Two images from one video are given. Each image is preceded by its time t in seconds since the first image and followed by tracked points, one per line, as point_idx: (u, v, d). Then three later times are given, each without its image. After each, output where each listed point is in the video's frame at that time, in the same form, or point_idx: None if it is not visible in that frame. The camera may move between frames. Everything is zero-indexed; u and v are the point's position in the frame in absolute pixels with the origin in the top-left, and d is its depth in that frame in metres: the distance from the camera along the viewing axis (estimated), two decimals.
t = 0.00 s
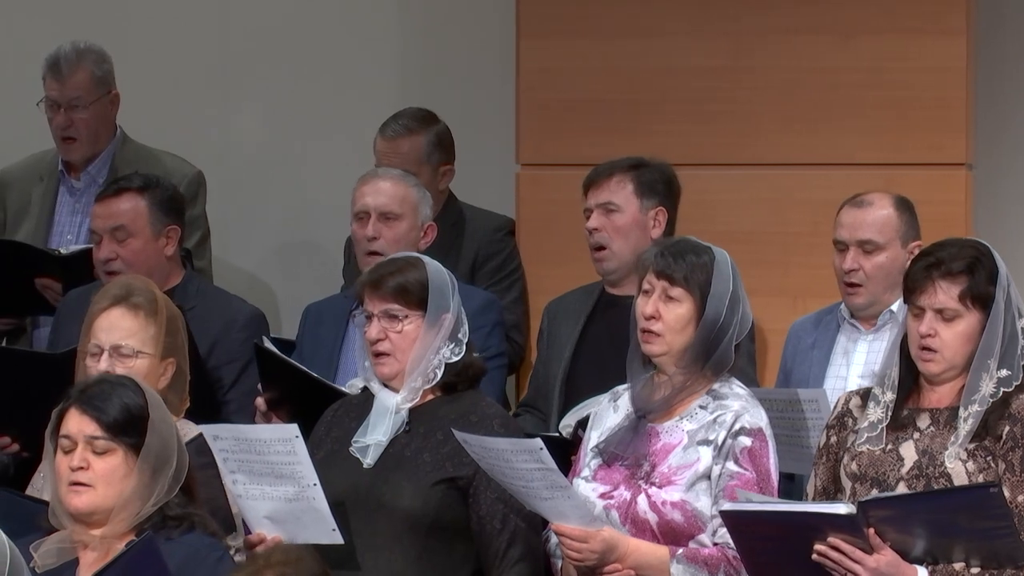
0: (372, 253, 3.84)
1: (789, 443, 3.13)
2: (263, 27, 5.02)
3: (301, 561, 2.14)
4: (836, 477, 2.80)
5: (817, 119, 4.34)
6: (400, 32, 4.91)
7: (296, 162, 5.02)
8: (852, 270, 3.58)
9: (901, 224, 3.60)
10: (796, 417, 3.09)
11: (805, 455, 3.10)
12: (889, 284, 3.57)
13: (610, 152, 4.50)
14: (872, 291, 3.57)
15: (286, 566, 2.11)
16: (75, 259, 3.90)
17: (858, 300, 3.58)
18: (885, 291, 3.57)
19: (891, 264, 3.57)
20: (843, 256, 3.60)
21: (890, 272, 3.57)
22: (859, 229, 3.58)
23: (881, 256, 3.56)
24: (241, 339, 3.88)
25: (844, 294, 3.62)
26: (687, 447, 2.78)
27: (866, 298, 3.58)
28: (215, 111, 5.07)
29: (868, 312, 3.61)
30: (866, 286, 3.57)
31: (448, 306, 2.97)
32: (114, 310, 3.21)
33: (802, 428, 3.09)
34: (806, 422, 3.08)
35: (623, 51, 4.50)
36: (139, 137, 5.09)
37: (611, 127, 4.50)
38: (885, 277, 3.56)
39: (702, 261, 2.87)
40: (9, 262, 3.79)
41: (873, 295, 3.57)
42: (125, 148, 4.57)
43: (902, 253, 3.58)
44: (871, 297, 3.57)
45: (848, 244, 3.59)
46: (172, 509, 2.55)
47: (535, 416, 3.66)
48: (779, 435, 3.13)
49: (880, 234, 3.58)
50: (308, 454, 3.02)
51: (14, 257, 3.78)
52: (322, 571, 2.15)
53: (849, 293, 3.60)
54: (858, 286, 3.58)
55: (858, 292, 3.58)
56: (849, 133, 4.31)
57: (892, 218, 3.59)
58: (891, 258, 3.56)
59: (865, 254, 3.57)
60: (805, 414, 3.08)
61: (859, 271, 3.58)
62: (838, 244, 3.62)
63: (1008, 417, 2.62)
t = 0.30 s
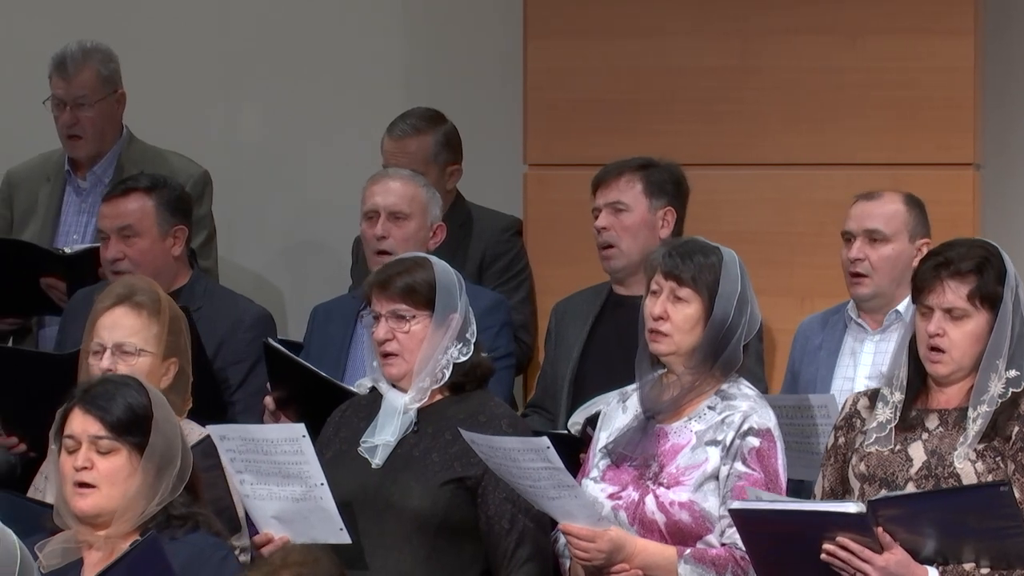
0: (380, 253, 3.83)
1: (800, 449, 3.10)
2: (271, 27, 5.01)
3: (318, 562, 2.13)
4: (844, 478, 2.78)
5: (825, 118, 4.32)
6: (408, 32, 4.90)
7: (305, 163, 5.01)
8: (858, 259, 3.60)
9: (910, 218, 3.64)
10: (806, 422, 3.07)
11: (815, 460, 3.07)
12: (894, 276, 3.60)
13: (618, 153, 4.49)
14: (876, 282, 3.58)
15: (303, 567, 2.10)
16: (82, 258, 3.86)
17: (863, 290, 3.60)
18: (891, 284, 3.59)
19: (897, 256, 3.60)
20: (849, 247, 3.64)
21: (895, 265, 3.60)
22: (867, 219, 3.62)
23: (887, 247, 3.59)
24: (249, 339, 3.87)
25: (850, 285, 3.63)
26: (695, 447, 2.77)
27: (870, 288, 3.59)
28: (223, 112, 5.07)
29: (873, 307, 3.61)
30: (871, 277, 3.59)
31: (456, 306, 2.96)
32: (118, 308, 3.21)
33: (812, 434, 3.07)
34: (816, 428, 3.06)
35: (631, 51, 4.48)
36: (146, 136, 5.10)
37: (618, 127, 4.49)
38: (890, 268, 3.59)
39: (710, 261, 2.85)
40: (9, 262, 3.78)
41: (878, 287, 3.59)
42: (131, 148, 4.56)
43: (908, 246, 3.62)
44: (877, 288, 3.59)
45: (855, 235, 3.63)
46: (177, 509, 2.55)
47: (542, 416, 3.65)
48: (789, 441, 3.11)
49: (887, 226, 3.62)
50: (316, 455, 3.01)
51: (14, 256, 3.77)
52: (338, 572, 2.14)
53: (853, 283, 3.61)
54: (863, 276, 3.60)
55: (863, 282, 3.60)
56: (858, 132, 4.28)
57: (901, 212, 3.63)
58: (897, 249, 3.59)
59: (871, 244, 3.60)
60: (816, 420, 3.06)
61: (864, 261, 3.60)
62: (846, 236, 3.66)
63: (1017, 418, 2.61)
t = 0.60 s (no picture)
0: (387, 253, 3.82)
1: (809, 454, 3.08)
2: (278, 28, 5.01)
3: (324, 562, 2.13)
4: (852, 479, 2.77)
5: (833, 118, 4.31)
6: (416, 32, 4.89)
7: (312, 164, 5.01)
8: (862, 256, 3.58)
9: (915, 218, 3.61)
10: (815, 426, 3.05)
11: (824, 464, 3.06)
12: (896, 275, 3.58)
13: (627, 153, 4.48)
14: (879, 280, 3.57)
15: (309, 567, 2.09)
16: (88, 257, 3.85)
17: (866, 288, 3.58)
18: (893, 283, 3.57)
19: (900, 254, 3.57)
20: (854, 244, 3.62)
21: (898, 264, 3.58)
22: (871, 217, 3.61)
23: (890, 245, 3.57)
24: (255, 339, 3.87)
25: (853, 283, 3.62)
26: (703, 447, 2.76)
27: (873, 287, 3.58)
28: (229, 112, 5.06)
29: (876, 306, 3.59)
30: (875, 275, 3.58)
31: (463, 307, 2.95)
32: (121, 308, 3.21)
33: (821, 439, 3.04)
34: (825, 433, 3.04)
35: (639, 51, 4.47)
36: (152, 136, 5.08)
37: (625, 127, 4.48)
38: (892, 266, 3.57)
39: (718, 262, 2.84)
40: (9, 262, 3.78)
41: (881, 286, 3.57)
42: (137, 148, 4.57)
43: (912, 246, 3.59)
44: (879, 287, 3.57)
45: (859, 232, 3.61)
46: (181, 508, 2.54)
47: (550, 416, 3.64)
48: (799, 447, 3.08)
49: (892, 224, 3.60)
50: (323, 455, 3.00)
51: (14, 256, 3.77)
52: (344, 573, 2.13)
53: (857, 281, 3.60)
54: (867, 273, 3.59)
55: (866, 281, 3.58)
56: (865, 132, 4.28)
57: (905, 211, 3.61)
58: (901, 247, 3.57)
59: (875, 241, 3.58)
60: (825, 424, 3.03)
61: (868, 258, 3.58)
62: (850, 233, 3.64)
63: None
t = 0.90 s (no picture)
0: (394, 253, 3.82)
1: (815, 457, 3.05)
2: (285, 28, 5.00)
3: (326, 562, 2.12)
4: (860, 480, 2.75)
5: (841, 119, 4.31)
6: (424, 32, 4.89)
7: (320, 164, 5.00)
8: (860, 257, 3.58)
9: (913, 219, 3.61)
10: (822, 429, 3.02)
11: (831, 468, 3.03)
12: (895, 275, 3.58)
13: (635, 153, 4.47)
14: (877, 281, 3.57)
15: (310, 567, 2.09)
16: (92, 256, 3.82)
17: (865, 288, 3.58)
18: (891, 283, 3.57)
19: (898, 255, 3.58)
20: (852, 244, 3.62)
21: (897, 264, 3.58)
22: (870, 217, 3.61)
23: (888, 246, 3.57)
24: (261, 339, 3.86)
25: (851, 284, 3.62)
26: (709, 448, 2.75)
27: (871, 287, 3.57)
28: (236, 112, 5.04)
29: (874, 307, 3.59)
30: (873, 276, 3.57)
31: (469, 307, 2.95)
32: (126, 308, 3.22)
33: (828, 441, 3.02)
34: (832, 435, 3.01)
35: (647, 51, 4.47)
36: (157, 137, 5.06)
37: (633, 127, 4.48)
38: (892, 266, 3.57)
39: (724, 261, 2.83)
40: (9, 261, 3.76)
41: (879, 286, 3.57)
42: (141, 148, 4.57)
43: (911, 246, 3.59)
44: (877, 288, 3.57)
45: (858, 232, 3.61)
46: (185, 508, 2.54)
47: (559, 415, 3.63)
48: (806, 450, 3.05)
49: (890, 225, 3.60)
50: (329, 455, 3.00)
51: (14, 256, 3.75)
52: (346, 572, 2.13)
53: (855, 282, 3.60)
54: (865, 273, 3.58)
55: (865, 281, 3.58)
56: (872, 132, 4.27)
57: (904, 212, 3.61)
58: (899, 248, 3.57)
59: (874, 242, 3.58)
60: (833, 426, 3.01)
61: (866, 258, 3.58)
62: (848, 233, 3.64)
63: None
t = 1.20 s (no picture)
0: (402, 253, 3.81)
1: (818, 456, 3.05)
2: (291, 28, 4.99)
3: (325, 561, 2.12)
4: (866, 480, 2.75)
5: (848, 118, 4.31)
6: (430, 33, 4.89)
7: (328, 163, 5.00)
8: (852, 258, 3.58)
9: (905, 220, 3.60)
10: (826, 427, 3.01)
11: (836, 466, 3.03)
12: (887, 277, 3.57)
13: (642, 153, 4.47)
14: (870, 282, 3.56)
15: (310, 567, 2.09)
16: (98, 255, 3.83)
17: (857, 290, 3.58)
18: (884, 285, 3.57)
19: (890, 257, 3.57)
20: (844, 246, 3.61)
21: (889, 265, 3.57)
22: (862, 219, 3.60)
23: (881, 247, 3.57)
24: (269, 339, 3.87)
25: (844, 285, 3.61)
26: (715, 448, 2.75)
27: (864, 289, 3.57)
28: (243, 111, 5.03)
29: (866, 308, 3.59)
30: (866, 277, 3.57)
31: (476, 306, 2.95)
32: (136, 308, 3.22)
33: (831, 439, 3.01)
34: (836, 433, 3.00)
35: (653, 51, 4.47)
36: (162, 136, 5.05)
37: (641, 127, 4.47)
38: (884, 268, 3.57)
39: (729, 261, 2.83)
40: (9, 262, 3.74)
41: (872, 287, 3.57)
42: (146, 148, 4.58)
43: (903, 247, 3.59)
44: (870, 289, 3.57)
45: (850, 234, 3.60)
46: (190, 507, 2.54)
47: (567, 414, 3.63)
48: (808, 449, 3.05)
49: (881, 226, 3.59)
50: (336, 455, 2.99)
51: (14, 256, 3.73)
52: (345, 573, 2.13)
53: (848, 283, 3.59)
54: (857, 275, 3.58)
55: (857, 283, 3.58)
56: (879, 132, 4.28)
57: (895, 213, 3.60)
58: (891, 250, 3.57)
59: (866, 244, 3.57)
60: (838, 424, 2.99)
61: (859, 259, 3.58)
62: (839, 235, 3.63)
63: None
